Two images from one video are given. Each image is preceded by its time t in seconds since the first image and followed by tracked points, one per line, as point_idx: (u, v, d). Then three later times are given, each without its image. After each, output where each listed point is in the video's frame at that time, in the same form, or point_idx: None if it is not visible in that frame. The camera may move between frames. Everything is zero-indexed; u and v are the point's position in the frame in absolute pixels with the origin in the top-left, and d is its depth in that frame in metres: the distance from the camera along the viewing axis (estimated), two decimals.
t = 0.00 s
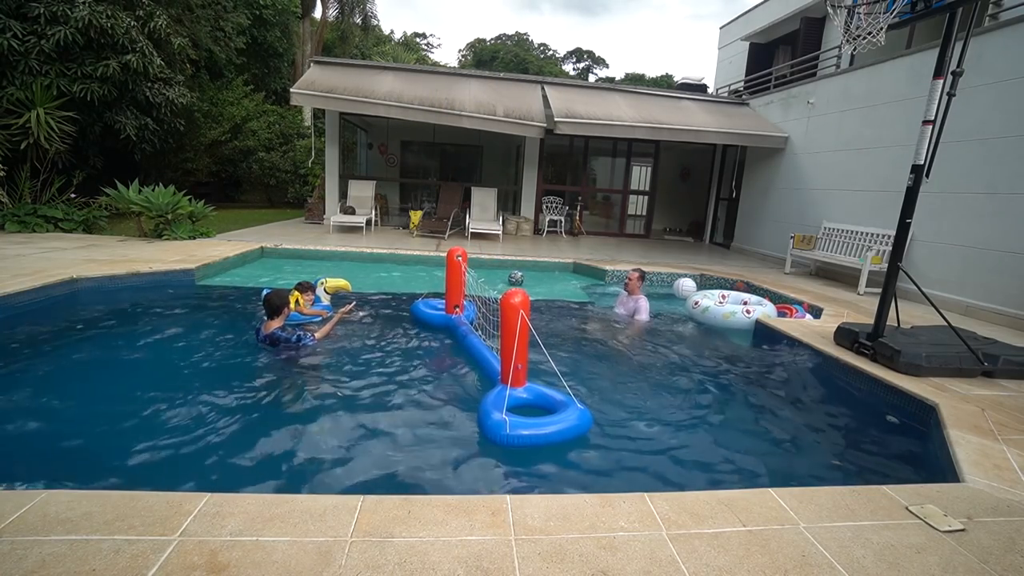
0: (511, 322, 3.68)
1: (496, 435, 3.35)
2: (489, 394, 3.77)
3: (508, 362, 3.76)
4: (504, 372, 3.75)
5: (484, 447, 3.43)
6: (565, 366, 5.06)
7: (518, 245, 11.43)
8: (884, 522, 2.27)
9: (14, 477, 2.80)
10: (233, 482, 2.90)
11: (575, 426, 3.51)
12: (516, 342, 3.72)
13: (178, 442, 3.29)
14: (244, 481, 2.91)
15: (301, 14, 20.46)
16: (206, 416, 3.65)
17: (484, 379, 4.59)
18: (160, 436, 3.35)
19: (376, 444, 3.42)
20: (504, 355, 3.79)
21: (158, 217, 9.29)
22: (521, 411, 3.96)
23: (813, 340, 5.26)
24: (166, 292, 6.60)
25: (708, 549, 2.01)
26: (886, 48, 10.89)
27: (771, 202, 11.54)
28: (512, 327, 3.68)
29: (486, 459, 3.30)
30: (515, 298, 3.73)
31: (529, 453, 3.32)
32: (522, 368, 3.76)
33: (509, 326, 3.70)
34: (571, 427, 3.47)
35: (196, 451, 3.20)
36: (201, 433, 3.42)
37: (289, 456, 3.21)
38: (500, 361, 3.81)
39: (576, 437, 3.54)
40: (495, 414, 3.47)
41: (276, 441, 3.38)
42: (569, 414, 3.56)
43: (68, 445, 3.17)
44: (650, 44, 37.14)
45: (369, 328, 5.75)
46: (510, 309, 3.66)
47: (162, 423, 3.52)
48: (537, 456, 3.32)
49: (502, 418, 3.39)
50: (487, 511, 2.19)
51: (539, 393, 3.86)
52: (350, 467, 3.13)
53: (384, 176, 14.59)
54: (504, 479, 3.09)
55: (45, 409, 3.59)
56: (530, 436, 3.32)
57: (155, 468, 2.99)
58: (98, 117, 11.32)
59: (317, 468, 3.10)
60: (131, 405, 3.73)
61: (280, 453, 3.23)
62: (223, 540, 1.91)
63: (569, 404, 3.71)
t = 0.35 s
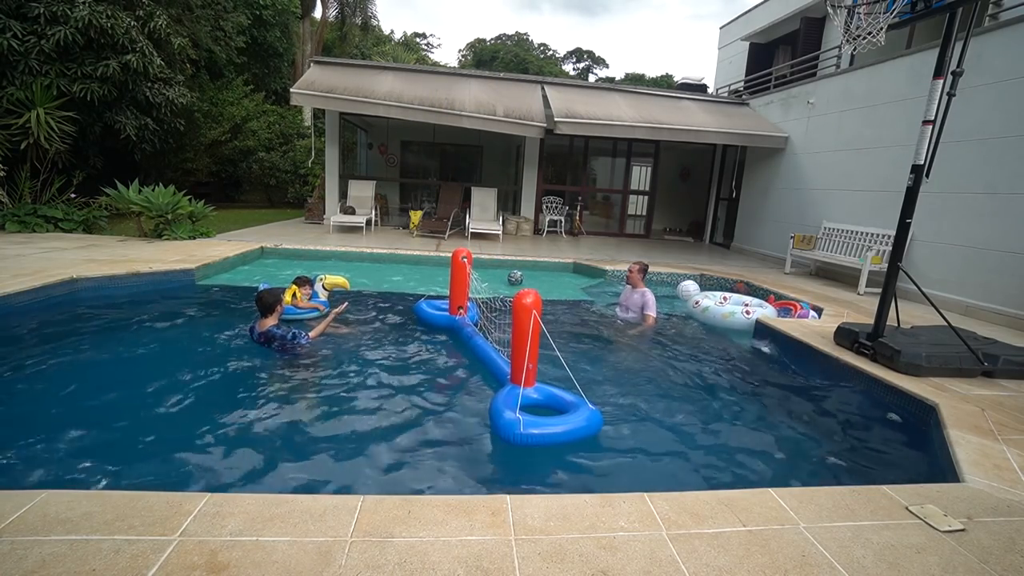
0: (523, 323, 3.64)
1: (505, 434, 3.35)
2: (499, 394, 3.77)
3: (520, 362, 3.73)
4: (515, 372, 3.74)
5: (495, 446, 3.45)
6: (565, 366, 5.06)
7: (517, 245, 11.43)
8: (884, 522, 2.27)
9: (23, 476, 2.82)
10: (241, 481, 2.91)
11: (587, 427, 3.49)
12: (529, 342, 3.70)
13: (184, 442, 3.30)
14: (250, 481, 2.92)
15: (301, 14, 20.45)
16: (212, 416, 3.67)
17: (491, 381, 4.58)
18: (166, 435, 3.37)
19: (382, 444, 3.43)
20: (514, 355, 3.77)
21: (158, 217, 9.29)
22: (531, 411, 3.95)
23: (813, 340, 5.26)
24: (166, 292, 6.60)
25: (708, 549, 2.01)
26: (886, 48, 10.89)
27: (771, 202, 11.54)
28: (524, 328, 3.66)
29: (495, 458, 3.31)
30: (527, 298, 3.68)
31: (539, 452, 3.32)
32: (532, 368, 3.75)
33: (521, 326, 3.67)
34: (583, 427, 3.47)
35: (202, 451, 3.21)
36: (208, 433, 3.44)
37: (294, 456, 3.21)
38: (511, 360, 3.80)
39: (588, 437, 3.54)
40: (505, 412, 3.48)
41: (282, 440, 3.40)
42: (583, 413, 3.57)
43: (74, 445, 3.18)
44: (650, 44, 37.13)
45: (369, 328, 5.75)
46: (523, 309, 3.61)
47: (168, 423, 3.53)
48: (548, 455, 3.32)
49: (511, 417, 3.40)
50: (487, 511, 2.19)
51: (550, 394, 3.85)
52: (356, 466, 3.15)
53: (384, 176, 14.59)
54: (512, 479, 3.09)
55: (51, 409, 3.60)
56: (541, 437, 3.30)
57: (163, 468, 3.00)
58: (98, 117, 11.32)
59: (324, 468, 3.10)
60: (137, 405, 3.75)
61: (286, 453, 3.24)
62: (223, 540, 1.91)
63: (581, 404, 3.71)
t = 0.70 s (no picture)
0: (528, 324, 3.63)
1: (521, 436, 3.37)
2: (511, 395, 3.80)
3: (528, 363, 3.73)
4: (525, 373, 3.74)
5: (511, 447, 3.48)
6: (565, 366, 5.06)
7: (518, 245, 11.43)
8: (884, 522, 2.27)
9: (29, 478, 2.81)
10: (250, 481, 2.91)
11: (601, 423, 3.52)
12: (535, 342, 3.70)
13: (190, 443, 3.30)
14: (259, 481, 2.92)
15: (302, 14, 20.44)
16: (216, 416, 3.67)
17: (498, 380, 4.60)
18: (171, 436, 3.36)
19: (387, 444, 3.44)
20: (521, 356, 3.76)
21: (158, 217, 9.29)
22: (544, 410, 3.98)
23: (813, 340, 5.26)
24: (165, 292, 6.60)
25: (708, 549, 2.01)
26: (886, 48, 10.89)
27: (771, 202, 11.54)
28: (530, 330, 3.65)
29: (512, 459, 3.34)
30: (529, 300, 3.67)
31: (555, 452, 3.35)
32: (541, 368, 3.75)
33: (527, 328, 3.65)
34: (597, 423, 3.49)
35: (209, 452, 3.20)
36: (214, 433, 3.43)
37: (300, 456, 3.22)
38: (520, 363, 3.80)
39: (603, 434, 3.57)
40: (520, 415, 3.50)
41: (288, 441, 3.40)
42: (596, 409, 3.59)
43: (80, 447, 3.16)
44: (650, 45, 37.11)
45: (369, 328, 5.76)
46: (526, 311, 3.61)
47: (170, 424, 3.52)
48: (563, 454, 3.35)
49: (526, 420, 3.42)
50: (487, 511, 2.19)
51: (562, 392, 3.87)
52: (364, 466, 3.15)
53: (384, 176, 14.59)
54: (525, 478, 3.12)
55: (53, 410, 3.59)
56: (556, 437, 3.33)
57: (171, 469, 2.99)
58: (98, 117, 11.32)
59: (331, 468, 3.11)
60: (140, 406, 3.74)
61: (292, 453, 3.25)
62: (223, 540, 1.91)
63: (594, 401, 3.74)
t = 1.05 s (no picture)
0: (545, 322, 3.68)
1: (529, 432, 3.42)
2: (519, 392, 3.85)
3: (541, 362, 3.79)
4: (536, 372, 3.80)
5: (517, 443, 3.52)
6: (566, 366, 5.06)
7: (518, 245, 11.44)
8: (884, 522, 2.27)
9: (32, 478, 2.81)
10: (253, 480, 2.92)
11: (606, 426, 3.55)
12: (549, 341, 3.75)
13: (192, 443, 3.29)
14: (262, 480, 2.93)
15: (302, 14, 20.44)
16: (219, 415, 3.67)
17: (503, 379, 4.63)
18: (174, 436, 3.36)
19: (390, 443, 3.45)
20: (534, 355, 3.81)
21: (158, 217, 9.30)
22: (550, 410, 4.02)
23: (813, 340, 5.26)
24: (166, 292, 6.60)
25: (708, 549, 2.01)
26: (886, 48, 10.89)
27: (771, 202, 11.53)
28: (546, 329, 3.71)
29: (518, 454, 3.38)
30: (547, 298, 3.71)
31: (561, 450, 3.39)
32: (552, 369, 3.81)
33: (542, 327, 3.71)
34: (603, 425, 3.53)
35: (213, 451, 3.21)
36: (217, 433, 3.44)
37: (303, 456, 3.22)
38: (532, 362, 3.86)
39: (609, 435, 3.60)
40: (527, 411, 3.55)
41: (290, 439, 3.41)
42: (603, 412, 3.64)
43: (83, 447, 3.16)
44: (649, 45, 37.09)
45: (369, 327, 5.76)
46: (544, 309, 3.66)
47: (170, 423, 3.52)
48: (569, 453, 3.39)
49: (535, 416, 3.47)
50: (487, 511, 2.19)
51: (570, 394, 3.92)
52: (367, 465, 3.16)
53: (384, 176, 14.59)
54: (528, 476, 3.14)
55: (55, 410, 3.59)
56: (562, 435, 3.37)
57: (175, 468, 3.00)
58: (98, 117, 11.33)
59: (335, 467, 3.12)
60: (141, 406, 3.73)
61: (295, 452, 3.25)
62: (223, 540, 1.91)
63: (601, 404, 3.78)
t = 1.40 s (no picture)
0: (547, 321, 3.75)
1: (540, 430, 3.48)
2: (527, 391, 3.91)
3: (547, 360, 3.86)
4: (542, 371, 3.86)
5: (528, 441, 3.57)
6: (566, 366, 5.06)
7: (518, 245, 11.43)
8: (884, 522, 2.27)
9: (32, 479, 2.80)
10: (254, 480, 2.92)
11: (616, 420, 3.59)
12: (554, 339, 3.82)
13: (192, 443, 3.29)
14: (266, 480, 2.93)
15: (302, 14, 20.43)
16: (218, 416, 3.67)
17: (507, 378, 4.66)
18: (172, 438, 3.34)
19: (390, 443, 3.45)
20: (539, 353, 3.88)
21: (158, 217, 9.29)
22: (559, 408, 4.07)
23: (813, 340, 5.26)
24: (166, 292, 6.61)
25: (708, 549, 2.01)
26: (886, 48, 10.88)
27: (771, 202, 11.53)
28: (550, 328, 3.77)
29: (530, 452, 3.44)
30: (549, 298, 3.77)
31: (570, 447, 3.45)
32: (558, 365, 3.88)
33: (545, 326, 3.78)
34: (612, 420, 3.58)
35: (213, 451, 3.21)
36: (217, 433, 3.43)
37: (302, 456, 3.22)
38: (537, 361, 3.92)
39: (618, 430, 3.64)
40: (537, 409, 3.61)
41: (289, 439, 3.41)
42: (613, 407, 3.69)
43: (77, 448, 3.14)
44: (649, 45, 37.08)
45: (370, 327, 5.76)
46: (545, 308, 3.73)
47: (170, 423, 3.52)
48: (578, 448, 3.45)
49: (544, 414, 3.52)
50: (487, 511, 2.19)
51: (578, 390, 3.95)
52: (367, 464, 3.17)
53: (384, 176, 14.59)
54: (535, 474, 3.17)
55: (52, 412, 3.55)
56: (571, 432, 3.43)
57: (174, 469, 2.99)
58: (98, 117, 11.32)
59: (335, 466, 3.13)
60: (139, 407, 3.72)
61: (293, 453, 3.25)
62: (223, 540, 1.91)
63: (610, 399, 3.82)
